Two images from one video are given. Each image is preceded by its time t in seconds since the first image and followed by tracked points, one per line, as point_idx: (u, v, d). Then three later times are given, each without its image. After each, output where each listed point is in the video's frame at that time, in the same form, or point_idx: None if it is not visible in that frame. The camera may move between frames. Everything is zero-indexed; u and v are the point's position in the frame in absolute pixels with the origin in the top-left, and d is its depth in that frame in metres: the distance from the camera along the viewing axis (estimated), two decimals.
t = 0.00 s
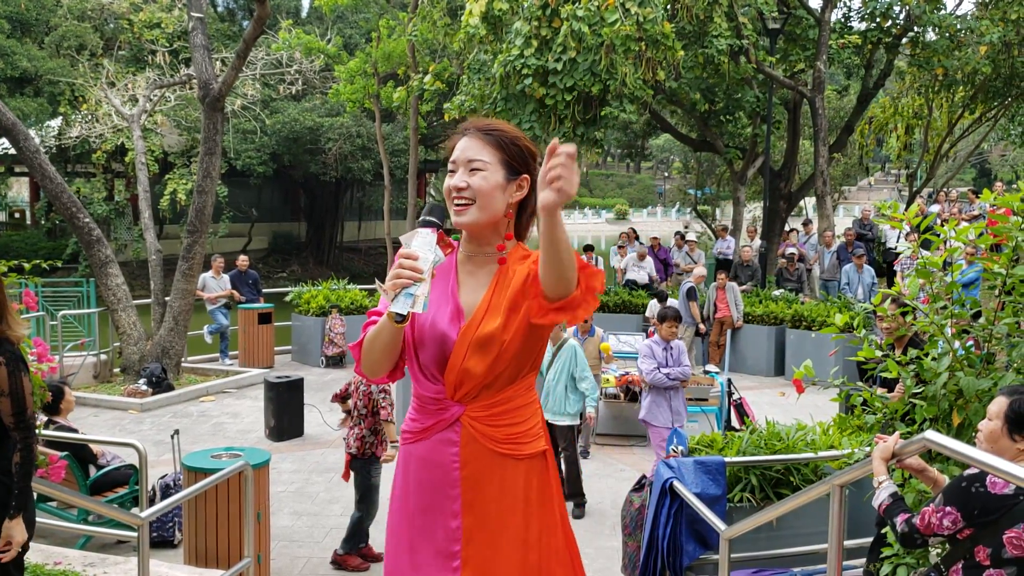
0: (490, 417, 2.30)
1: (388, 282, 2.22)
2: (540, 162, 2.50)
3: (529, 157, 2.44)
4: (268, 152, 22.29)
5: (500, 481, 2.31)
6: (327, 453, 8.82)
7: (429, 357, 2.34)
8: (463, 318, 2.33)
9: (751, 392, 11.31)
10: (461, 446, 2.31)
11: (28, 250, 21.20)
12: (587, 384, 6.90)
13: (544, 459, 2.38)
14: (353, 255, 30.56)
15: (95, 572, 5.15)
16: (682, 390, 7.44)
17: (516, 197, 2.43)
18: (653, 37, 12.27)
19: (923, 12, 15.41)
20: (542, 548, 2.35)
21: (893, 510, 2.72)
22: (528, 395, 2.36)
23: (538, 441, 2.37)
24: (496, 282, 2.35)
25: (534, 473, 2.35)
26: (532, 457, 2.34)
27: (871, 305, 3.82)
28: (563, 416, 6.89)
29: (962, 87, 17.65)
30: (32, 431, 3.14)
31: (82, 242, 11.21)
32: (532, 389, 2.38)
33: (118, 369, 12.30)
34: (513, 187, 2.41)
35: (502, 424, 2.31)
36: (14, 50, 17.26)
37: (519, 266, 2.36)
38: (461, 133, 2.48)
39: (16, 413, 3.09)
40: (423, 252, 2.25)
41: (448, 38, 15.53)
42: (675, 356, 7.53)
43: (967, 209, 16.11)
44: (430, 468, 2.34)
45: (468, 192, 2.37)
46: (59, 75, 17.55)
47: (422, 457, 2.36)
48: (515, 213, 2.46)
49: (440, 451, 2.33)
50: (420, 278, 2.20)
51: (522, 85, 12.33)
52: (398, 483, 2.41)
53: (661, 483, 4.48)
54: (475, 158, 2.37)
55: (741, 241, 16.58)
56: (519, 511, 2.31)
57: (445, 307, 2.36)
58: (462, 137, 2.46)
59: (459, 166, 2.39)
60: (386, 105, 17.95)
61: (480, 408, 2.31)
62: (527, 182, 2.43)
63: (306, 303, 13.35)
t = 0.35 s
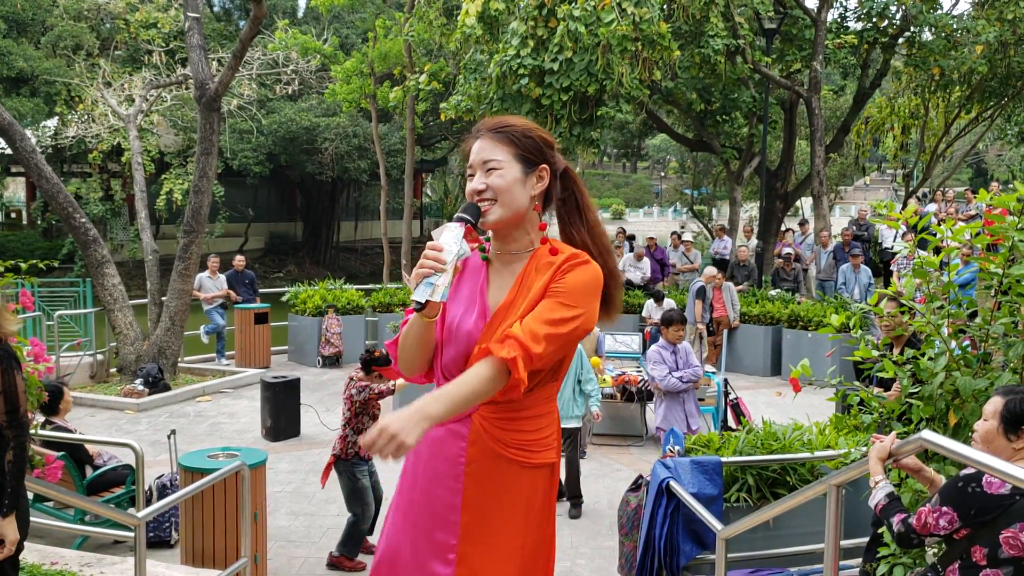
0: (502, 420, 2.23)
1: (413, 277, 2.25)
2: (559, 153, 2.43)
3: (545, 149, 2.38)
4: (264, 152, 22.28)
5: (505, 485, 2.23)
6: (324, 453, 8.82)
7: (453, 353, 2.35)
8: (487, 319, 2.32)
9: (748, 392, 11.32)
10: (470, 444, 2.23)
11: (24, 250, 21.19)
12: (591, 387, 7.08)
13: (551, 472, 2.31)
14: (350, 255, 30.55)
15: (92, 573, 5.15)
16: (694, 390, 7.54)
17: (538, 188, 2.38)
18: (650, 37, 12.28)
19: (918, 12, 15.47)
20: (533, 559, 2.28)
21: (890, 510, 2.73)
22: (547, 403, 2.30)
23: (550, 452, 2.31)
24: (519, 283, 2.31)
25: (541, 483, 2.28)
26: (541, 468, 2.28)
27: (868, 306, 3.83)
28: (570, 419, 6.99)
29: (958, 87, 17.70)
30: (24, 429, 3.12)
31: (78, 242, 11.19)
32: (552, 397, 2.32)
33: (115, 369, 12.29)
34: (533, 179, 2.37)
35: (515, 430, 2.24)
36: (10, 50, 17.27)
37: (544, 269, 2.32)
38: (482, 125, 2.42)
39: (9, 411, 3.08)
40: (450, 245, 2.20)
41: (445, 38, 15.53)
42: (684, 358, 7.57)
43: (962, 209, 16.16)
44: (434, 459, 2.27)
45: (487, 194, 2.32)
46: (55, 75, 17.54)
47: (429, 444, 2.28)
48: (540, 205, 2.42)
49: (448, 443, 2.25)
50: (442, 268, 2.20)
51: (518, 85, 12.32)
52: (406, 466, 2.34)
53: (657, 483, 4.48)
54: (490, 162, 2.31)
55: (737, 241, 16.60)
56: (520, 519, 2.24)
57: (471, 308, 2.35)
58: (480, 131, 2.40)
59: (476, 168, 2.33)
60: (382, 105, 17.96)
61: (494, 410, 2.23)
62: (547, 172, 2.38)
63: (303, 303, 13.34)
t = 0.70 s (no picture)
0: (488, 411, 2.29)
1: (384, 269, 2.28)
2: (538, 153, 2.53)
3: (524, 146, 2.48)
4: (263, 152, 22.27)
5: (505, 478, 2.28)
6: (323, 453, 8.81)
7: (429, 344, 2.36)
8: (460, 307, 2.33)
9: (747, 392, 11.32)
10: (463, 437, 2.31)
11: (23, 250, 21.20)
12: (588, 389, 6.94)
13: (552, 455, 2.32)
14: (349, 255, 30.56)
15: (91, 572, 5.14)
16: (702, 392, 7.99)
17: (511, 182, 2.45)
18: (648, 36, 12.27)
19: (917, 12, 15.47)
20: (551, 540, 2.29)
21: (887, 510, 2.73)
22: (533, 389, 2.33)
23: (545, 435, 2.32)
24: (494, 270, 2.36)
25: (540, 468, 2.29)
26: (539, 452, 2.29)
27: (867, 306, 3.82)
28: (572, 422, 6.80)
29: (956, 87, 17.70)
30: (17, 428, 3.13)
31: (77, 242, 11.19)
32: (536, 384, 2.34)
33: (114, 369, 12.28)
34: (507, 173, 2.44)
35: (499, 418, 2.28)
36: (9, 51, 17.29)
37: (520, 257, 2.37)
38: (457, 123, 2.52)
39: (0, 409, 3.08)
40: (422, 236, 2.27)
41: (443, 38, 15.50)
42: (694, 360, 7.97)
43: (961, 208, 16.14)
44: (435, 461, 2.35)
45: (460, 182, 2.40)
46: (54, 75, 17.53)
47: (430, 447, 2.37)
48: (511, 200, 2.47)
49: (444, 442, 2.34)
50: (413, 263, 2.24)
51: (517, 85, 12.30)
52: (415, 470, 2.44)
53: (656, 483, 4.49)
54: (468, 148, 2.40)
55: (735, 241, 16.59)
56: (522, 507, 2.27)
57: (444, 298, 2.36)
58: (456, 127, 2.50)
59: (452, 155, 2.42)
60: (381, 104, 17.95)
61: (478, 402, 2.30)
62: (521, 168, 2.45)
63: (301, 303, 13.34)
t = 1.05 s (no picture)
0: (489, 424, 2.31)
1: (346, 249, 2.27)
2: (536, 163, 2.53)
3: (518, 153, 2.45)
4: (262, 152, 22.26)
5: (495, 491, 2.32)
6: (322, 453, 8.81)
7: (430, 352, 2.31)
8: (468, 318, 2.33)
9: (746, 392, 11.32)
10: (456, 448, 2.29)
11: (23, 250, 21.22)
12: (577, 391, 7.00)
13: (530, 473, 2.41)
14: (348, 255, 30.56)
15: (90, 573, 5.14)
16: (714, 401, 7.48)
17: (504, 190, 2.43)
18: (647, 36, 12.26)
19: (917, 12, 15.49)
20: (523, 557, 2.36)
21: (885, 510, 2.73)
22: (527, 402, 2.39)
23: (527, 454, 2.39)
24: (501, 284, 2.39)
25: (520, 482, 2.36)
26: (521, 469, 2.36)
27: (865, 306, 3.82)
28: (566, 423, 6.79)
29: (956, 87, 17.69)
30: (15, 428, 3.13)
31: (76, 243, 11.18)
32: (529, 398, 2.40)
33: (114, 369, 12.28)
34: (501, 180, 2.41)
35: (499, 431, 2.32)
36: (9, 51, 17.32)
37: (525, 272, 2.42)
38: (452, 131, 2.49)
39: None
40: (395, 230, 2.31)
41: (443, 38, 15.49)
42: (709, 367, 7.47)
43: (961, 209, 16.14)
44: (416, 467, 2.31)
45: (455, 191, 2.39)
46: (54, 75, 17.55)
47: (412, 457, 2.32)
48: (504, 209, 2.48)
49: (431, 452, 2.30)
50: (375, 246, 2.27)
51: (516, 85, 12.29)
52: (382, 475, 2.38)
53: (656, 483, 4.49)
54: (468, 160, 2.39)
55: (735, 241, 16.59)
56: (505, 523, 2.32)
57: (450, 308, 2.34)
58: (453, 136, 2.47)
59: (447, 166, 2.41)
60: (381, 104, 17.94)
61: (481, 415, 2.30)
62: (515, 176, 2.44)
63: (301, 303, 13.34)
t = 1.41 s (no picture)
0: (512, 424, 2.21)
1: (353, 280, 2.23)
2: (553, 165, 2.43)
3: (530, 150, 2.35)
4: (262, 151, 22.25)
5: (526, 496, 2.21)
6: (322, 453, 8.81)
7: (450, 354, 2.26)
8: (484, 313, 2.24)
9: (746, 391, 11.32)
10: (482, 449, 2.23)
11: (22, 249, 21.23)
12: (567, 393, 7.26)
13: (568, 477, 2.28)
14: (348, 255, 30.56)
15: (90, 572, 5.14)
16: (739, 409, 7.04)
17: (517, 188, 2.33)
18: (647, 36, 12.25)
19: (916, 12, 15.51)
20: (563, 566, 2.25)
21: (886, 509, 2.73)
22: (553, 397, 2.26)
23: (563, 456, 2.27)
24: (518, 275, 2.27)
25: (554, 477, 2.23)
26: (554, 462, 2.23)
27: (865, 305, 3.82)
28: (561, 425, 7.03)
29: (956, 87, 17.70)
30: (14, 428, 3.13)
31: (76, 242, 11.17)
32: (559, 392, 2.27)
33: (113, 369, 12.28)
34: (512, 179, 2.32)
35: (525, 430, 2.21)
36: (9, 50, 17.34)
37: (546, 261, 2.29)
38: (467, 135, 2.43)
39: None
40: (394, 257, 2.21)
41: (443, 37, 15.49)
42: (737, 373, 7.06)
43: (961, 209, 16.15)
44: (446, 472, 2.26)
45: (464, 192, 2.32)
46: (53, 75, 17.56)
47: (443, 458, 2.27)
48: (519, 206, 2.36)
49: (460, 452, 2.25)
50: (379, 282, 2.21)
51: (516, 85, 12.28)
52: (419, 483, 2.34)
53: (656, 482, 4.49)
54: (476, 156, 2.31)
55: (734, 240, 16.59)
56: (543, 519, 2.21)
57: (465, 305, 2.27)
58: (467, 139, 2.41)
59: (460, 163, 2.34)
60: (381, 104, 17.93)
61: (503, 412, 2.22)
62: (528, 174, 2.33)
63: (300, 303, 13.34)
